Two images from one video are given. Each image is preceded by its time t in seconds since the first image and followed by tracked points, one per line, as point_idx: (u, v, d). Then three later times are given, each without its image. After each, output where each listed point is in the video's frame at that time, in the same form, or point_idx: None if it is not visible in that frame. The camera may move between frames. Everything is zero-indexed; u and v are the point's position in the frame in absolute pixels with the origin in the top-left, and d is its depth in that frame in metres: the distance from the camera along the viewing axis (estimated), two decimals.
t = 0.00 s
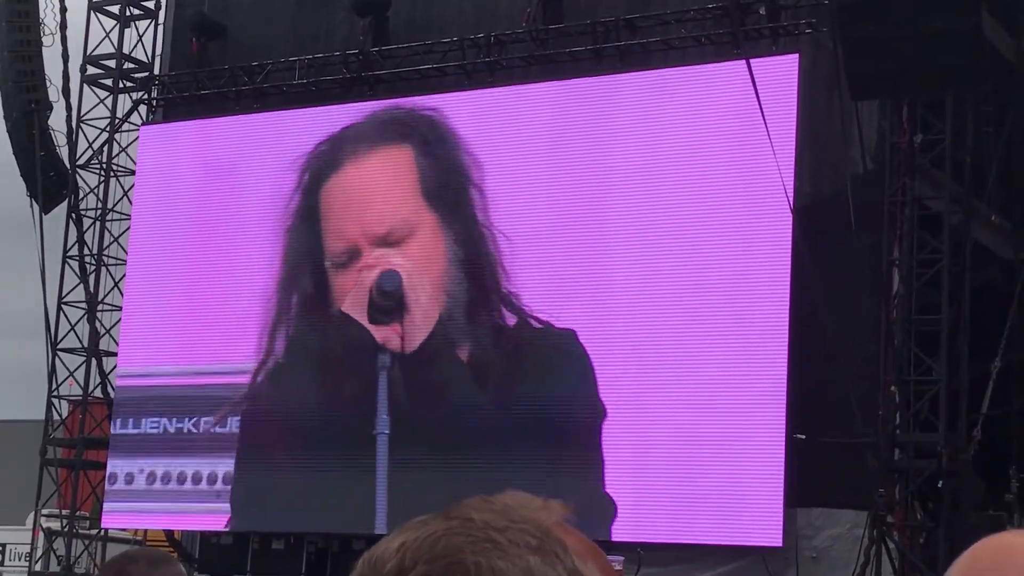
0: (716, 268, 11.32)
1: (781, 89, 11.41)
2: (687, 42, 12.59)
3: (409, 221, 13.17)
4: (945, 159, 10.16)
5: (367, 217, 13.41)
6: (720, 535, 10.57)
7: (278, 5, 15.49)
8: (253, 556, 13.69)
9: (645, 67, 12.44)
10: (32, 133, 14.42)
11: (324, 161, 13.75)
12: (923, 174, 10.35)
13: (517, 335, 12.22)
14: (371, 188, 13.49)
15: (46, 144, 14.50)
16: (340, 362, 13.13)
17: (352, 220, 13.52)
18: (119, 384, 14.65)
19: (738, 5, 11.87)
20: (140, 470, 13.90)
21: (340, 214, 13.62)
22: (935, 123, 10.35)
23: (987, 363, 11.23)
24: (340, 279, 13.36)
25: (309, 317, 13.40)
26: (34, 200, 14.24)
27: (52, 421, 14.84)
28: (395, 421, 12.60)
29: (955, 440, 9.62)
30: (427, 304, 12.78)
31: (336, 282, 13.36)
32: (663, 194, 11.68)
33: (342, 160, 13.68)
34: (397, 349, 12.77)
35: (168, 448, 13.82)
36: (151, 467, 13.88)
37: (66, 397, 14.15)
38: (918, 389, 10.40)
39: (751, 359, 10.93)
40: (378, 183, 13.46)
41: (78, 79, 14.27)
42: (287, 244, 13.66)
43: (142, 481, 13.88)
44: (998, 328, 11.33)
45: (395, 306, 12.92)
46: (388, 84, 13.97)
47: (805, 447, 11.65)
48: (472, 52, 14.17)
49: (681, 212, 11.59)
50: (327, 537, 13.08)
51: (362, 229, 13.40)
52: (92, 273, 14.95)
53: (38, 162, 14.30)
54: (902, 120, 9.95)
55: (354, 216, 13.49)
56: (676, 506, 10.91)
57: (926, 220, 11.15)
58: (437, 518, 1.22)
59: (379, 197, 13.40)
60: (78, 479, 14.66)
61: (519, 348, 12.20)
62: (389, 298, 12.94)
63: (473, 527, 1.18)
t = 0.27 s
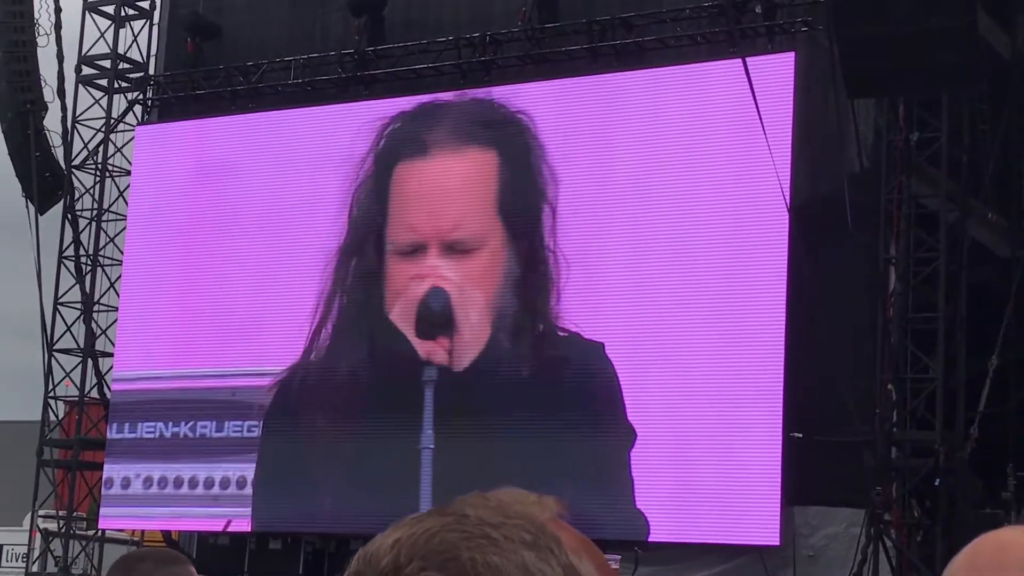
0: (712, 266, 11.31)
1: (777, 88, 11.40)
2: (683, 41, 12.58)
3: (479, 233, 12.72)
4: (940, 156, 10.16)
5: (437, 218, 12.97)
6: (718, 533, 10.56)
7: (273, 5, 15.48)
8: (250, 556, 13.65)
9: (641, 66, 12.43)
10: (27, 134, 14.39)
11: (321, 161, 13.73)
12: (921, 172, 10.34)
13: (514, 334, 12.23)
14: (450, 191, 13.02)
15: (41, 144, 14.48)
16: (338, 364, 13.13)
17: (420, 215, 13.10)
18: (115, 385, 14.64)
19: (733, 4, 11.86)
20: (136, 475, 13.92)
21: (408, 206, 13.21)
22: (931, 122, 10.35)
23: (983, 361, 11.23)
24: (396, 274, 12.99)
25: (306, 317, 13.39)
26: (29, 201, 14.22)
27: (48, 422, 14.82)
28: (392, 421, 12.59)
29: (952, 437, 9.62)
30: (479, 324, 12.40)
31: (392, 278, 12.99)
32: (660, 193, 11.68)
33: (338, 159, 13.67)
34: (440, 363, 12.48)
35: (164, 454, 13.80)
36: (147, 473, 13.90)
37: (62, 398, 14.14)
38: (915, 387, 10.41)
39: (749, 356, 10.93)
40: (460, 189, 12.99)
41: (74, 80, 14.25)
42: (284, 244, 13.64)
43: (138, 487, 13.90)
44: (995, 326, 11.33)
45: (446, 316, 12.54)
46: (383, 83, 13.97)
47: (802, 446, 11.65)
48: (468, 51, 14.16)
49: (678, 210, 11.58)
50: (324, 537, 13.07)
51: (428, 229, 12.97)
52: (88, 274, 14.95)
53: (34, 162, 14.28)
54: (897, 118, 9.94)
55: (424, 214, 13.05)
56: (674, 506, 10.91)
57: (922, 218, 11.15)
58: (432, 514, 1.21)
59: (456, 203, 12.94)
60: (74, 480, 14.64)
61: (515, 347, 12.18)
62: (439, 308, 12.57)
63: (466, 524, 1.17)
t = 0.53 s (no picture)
0: (708, 266, 11.32)
1: (773, 87, 11.41)
2: (678, 40, 12.58)
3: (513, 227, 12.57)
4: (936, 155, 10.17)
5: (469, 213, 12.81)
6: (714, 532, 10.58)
7: (269, 5, 15.48)
8: (247, 557, 13.66)
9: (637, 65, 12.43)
10: (23, 134, 14.38)
11: (317, 162, 13.75)
12: (916, 171, 10.35)
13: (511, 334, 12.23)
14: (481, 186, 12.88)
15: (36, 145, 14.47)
16: (335, 364, 13.14)
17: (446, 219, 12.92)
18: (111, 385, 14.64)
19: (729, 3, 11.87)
20: (134, 479, 13.84)
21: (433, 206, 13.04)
22: (926, 120, 10.36)
23: (980, 360, 11.23)
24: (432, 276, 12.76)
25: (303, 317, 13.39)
26: (26, 201, 14.21)
27: (44, 423, 14.81)
28: (389, 421, 12.59)
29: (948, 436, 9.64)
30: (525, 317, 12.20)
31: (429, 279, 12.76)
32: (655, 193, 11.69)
33: (334, 159, 13.67)
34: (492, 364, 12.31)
35: (162, 456, 13.76)
36: (146, 476, 13.81)
37: (58, 398, 14.13)
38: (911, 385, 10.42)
39: (744, 355, 10.94)
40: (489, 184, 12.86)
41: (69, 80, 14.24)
42: (282, 245, 13.66)
43: (137, 490, 13.82)
44: (990, 325, 11.35)
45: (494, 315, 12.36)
46: (379, 83, 13.97)
47: (798, 445, 11.65)
48: (463, 51, 14.16)
49: (673, 209, 11.59)
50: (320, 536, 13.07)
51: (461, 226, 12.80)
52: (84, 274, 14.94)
53: (29, 163, 14.27)
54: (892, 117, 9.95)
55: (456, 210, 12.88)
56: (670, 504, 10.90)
57: (918, 216, 11.17)
58: (417, 514, 1.21)
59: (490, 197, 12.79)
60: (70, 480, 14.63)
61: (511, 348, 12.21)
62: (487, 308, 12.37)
63: (452, 523, 1.17)
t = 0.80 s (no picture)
0: (708, 268, 11.33)
1: (773, 90, 11.43)
2: (678, 43, 12.58)
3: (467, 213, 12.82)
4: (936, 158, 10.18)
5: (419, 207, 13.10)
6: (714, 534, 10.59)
7: (269, 9, 15.49)
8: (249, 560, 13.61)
9: (637, 68, 12.43)
10: (24, 139, 14.38)
11: (319, 167, 13.78)
12: (916, 174, 10.36)
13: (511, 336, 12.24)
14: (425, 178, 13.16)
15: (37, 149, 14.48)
16: (336, 367, 13.15)
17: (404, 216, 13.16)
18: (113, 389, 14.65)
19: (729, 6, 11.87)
20: (137, 486, 13.86)
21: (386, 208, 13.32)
22: (926, 123, 10.36)
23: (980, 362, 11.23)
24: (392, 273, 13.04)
25: (303, 321, 13.40)
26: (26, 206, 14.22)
27: (45, 427, 14.82)
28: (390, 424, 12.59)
29: (949, 438, 9.65)
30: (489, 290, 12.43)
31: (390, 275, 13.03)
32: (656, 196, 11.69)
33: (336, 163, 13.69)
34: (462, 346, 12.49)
35: (164, 463, 13.77)
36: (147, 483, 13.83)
37: (60, 403, 14.14)
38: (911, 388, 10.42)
39: (745, 358, 10.94)
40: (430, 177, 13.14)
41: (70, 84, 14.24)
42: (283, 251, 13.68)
43: (140, 497, 13.84)
44: (990, 327, 11.35)
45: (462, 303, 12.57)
46: (379, 87, 13.97)
47: (799, 447, 11.65)
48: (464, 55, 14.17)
49: (674, 213, 11.60)
50: (321, 540, 13.07)
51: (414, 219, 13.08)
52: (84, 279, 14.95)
53: (30, 167, 14.27)
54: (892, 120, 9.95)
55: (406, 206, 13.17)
56: (671, 507, 10.90)
57: (918, 218, 11.18)
58: (428, 521, 1.21)
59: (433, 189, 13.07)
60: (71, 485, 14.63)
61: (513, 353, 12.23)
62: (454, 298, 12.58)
63: (462, 530, 1.18)
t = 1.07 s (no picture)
0: (710, 272, 11.33)
1: (774, 95, 11.43)
2: (680, 48, 12.58)
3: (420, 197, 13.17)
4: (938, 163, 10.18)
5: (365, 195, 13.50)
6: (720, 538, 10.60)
7: (271, 14, 15.50)
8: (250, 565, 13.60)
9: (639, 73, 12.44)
10: (25, 143, 14.39)
11: (320, 173, 13.80)
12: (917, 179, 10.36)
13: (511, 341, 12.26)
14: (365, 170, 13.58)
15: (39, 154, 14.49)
16: (336, 372, 13.16)
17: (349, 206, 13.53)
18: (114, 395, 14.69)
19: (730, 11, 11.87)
20: (140, 493, 13.92)
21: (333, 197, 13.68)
22: (928, 128, 10.37)
23: (982, 367, 11.22)
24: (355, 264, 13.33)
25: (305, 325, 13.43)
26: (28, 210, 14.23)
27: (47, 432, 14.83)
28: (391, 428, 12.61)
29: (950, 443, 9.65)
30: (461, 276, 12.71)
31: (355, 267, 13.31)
32: (657, 201, 11.70)
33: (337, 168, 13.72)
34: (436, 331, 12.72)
35: (167, 470, 13.86)
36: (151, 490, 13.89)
37: (61, 408, 14.16)
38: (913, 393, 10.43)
39: (746, 363, 10.95)
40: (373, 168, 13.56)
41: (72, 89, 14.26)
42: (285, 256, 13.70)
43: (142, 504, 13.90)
44: (992, 333, 11.35)
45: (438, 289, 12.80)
46: (380, 91, 13.98)
47: (800, 452, 11.65)
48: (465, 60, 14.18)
49: (674, 217, 11.61)
50: (322, 544, 13.08)
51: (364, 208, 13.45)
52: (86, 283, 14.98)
53: (32, 172, 14.29)
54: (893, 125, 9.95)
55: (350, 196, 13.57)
56: (671, 512, 10.91)
57: (919, 223, 11.18)
58: (432, 528, 1.22)
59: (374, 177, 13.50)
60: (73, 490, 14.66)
61: (514, 359, 12.24)
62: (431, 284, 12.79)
63: (465, 537, 1.18)
